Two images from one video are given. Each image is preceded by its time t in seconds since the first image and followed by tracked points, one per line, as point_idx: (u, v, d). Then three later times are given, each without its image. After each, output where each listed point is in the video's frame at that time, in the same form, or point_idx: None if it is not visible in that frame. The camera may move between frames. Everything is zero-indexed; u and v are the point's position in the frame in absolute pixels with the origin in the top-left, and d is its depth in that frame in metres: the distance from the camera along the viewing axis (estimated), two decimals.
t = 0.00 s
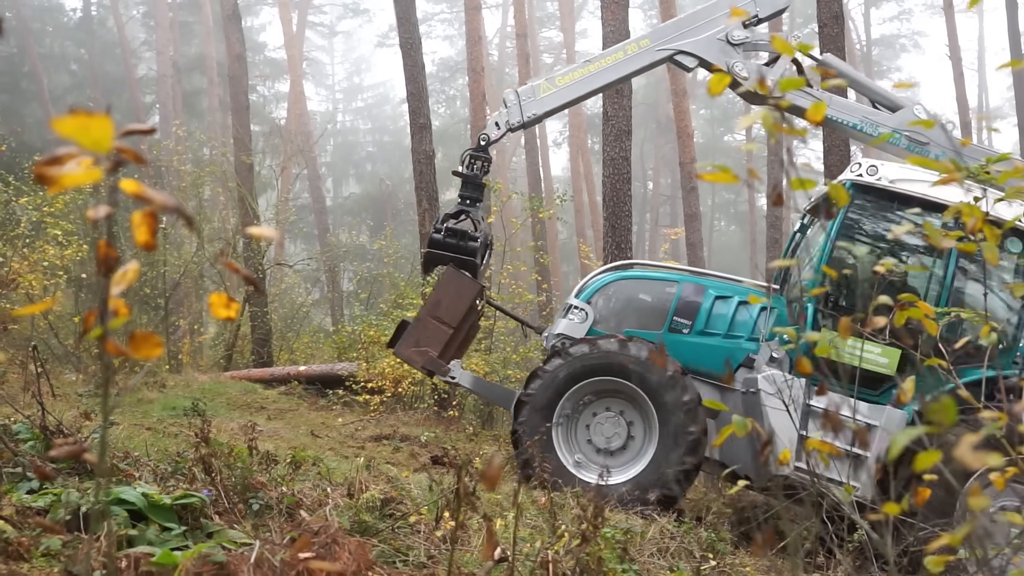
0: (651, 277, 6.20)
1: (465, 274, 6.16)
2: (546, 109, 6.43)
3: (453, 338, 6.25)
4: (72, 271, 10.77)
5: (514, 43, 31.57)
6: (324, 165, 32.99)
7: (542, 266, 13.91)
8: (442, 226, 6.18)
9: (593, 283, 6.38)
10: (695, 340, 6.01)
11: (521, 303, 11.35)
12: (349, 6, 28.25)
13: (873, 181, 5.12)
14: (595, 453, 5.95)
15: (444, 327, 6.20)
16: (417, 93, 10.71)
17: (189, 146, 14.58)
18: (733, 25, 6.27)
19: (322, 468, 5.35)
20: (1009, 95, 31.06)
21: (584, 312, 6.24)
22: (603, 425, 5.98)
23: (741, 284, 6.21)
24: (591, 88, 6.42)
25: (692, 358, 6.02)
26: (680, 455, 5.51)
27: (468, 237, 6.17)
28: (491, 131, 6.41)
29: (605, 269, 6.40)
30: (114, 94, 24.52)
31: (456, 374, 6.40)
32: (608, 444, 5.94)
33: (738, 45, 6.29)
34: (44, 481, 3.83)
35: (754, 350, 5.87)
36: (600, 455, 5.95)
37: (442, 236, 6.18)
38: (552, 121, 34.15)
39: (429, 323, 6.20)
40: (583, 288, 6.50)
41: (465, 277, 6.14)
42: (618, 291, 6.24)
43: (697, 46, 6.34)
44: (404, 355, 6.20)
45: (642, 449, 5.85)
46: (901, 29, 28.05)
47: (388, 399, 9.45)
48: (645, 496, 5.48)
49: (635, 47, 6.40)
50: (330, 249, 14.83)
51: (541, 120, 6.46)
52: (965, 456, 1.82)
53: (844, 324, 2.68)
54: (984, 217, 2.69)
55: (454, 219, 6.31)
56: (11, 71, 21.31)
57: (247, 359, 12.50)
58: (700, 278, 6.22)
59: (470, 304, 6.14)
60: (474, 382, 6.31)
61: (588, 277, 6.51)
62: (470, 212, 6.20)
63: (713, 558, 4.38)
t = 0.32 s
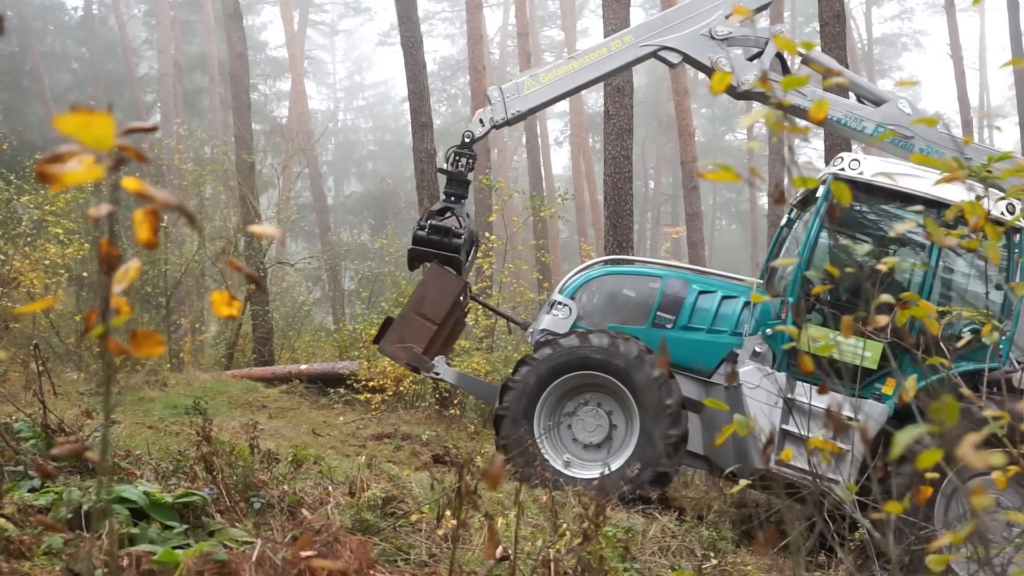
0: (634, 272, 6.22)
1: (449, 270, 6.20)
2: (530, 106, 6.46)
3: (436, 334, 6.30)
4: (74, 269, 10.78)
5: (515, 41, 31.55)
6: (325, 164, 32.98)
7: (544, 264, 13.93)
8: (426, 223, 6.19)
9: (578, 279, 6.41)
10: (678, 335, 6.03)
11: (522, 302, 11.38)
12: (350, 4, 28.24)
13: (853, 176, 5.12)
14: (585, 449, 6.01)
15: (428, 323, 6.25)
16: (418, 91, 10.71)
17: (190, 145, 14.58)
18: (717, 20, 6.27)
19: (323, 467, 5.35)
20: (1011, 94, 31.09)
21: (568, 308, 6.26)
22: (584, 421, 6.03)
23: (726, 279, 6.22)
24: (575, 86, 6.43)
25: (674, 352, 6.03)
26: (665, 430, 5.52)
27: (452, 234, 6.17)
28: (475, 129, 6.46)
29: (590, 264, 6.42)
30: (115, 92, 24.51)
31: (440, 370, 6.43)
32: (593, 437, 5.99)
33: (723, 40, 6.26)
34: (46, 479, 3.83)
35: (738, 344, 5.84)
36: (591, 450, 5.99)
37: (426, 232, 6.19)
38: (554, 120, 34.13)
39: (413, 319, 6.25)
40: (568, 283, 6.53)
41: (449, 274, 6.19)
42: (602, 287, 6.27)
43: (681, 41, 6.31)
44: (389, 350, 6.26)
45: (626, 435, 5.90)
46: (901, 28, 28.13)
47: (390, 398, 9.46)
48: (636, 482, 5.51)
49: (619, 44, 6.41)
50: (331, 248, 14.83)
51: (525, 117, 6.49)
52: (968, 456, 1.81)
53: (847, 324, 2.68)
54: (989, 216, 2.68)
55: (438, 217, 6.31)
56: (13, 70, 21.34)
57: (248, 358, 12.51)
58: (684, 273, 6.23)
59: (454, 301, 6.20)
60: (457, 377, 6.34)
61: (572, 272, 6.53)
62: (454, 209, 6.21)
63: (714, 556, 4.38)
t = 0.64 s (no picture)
0: (616, 267, 6.23)
1: (431, 267, 6.24)
2: (513, 102, 6.50)
3: (419, 330, 6.34)
4: (76, 268, 10.77)
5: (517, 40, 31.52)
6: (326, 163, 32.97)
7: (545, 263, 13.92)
8: (409, 220, 6.23)
9: (560, 275, 6.43)
10: (659, 330, 6.04)
11: (523, 300, 11.39)
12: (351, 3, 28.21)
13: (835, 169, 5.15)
14: (574, 443, 6.00)
15: (410, 319, 6.28)
16: (420, 90, 10.70)
17: (191, 143, 14.57)
18: (699, 15, 6.28)
19: (325, 466, 5.34)
20: (1012, 92, 31.07)
21: (550, 303, 6.30)
22: (563, 418, 6.06)
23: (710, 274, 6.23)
24: (558, 82, 6.47)
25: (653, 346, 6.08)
26: (642, 395, 5.59)
27: (434, 231, 6.22)
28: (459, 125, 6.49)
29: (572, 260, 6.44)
30: (116, 91, 24.49)
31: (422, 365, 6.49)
32: (575, 428, 6.00)
33: (705, 34, 6.28)
34: (47, 478, 3.84)
35: (718, 338, 5.84)
36: (579, 443, 5.99)
37: (409, 229, 6.24)
38: (555, 119, 34.11)
39: (396, 315, 6.28)
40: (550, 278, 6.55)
41: (432, 270, 6.23)
42: (583, 282, 6.29)
43: (664, 36, 6.35)
44: (371, 347, 6.29)
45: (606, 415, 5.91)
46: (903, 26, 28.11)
47: (391, 396, 9.45)
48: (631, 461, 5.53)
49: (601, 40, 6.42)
50: (333, 246, 14.81)
51: (508, 113, 6.54)
52: (971, 452, 1.80)
53: (849, 323, 2.68)
54: (990, 215, 2.68)
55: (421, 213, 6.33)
56: (15, 69, 21.38)
57: (249, 356, 12.51)
58: (666, 268, 6.23)
59: (436, 297, 6.22)
60: (439, 372, 6.41)
61: (555, 267, 6.55)
62: (437, 206, 6.25)
63: (716, 555, 4.38)
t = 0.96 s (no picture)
0: (594, 261, 6.29)
1: (411, 262, 6.29)
2: (493, 97, 6.56)
3: (399, 324, 6.39)
4: (77, 266, 10.77)
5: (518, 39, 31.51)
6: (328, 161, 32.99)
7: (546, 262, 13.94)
8: (389, 215, 6.28)
9: (539, 269, 6.51)
10: (637, 323, 6.07)
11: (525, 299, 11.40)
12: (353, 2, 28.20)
13: (813, 162, 5.12)
14: (558, 432, 6.07)
15: (391, 314, 6.34)
16: (421, 89, 10.71)
17: (193, 142, 14.58)
18: (678, 8, 6.31)
19: (327, 464, 5.34)
20: (1014, 91, 31.09)
21: (529, 297, 6.39)
22: (541, 413, 6.14)
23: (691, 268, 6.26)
24: (537, 76, 6.50)
25: (632, 339, 6.08)
26: (605, 362, 5.74)
27: (414, 226, 6.26)
28: (439, 120, 6.56)
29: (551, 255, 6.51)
30: (118, 89, 24.50)
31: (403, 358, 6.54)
32: (556, 417, 6.08)
33: (685, 27, 6.30)
34: (50, 476, 3.84)
35: (697, 331, 5.87)
36: (563, 430, 6.06)
37: (389, 225, 6.28)
38: (557, 118, 34.12)
39: (376, 310, 6.34)
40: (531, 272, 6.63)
41: (412, 265, 6.27)
42: (561, 277, 6.35)
43: (643, 29, 6.35)
44: (352, 341, 6.36)
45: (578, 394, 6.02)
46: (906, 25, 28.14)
47: (393, 395, 9.44)
48: (615, 426, 5.61)
49: (580, 34, 6.43)
50: (335, 245, 14.82)
51: (489, 108, 6.60)
52: (974, 450, 1.78)
53: (852, 323, 2.67)
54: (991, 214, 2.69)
55: (404, 208, 6.37)
56: (17, 68, 21.42)
57: (251, 355, 12.52)
58: (646, 261, 6.27)
59: (416, 291, 6.27)
60: (418, 365, 6.47)
61: (535, 262, 6.62)
62: (417, 201, 6.28)
63: (717, 554, 4.37)
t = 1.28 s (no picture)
0: (573, 257, 6.31)
1: (391, 260, 6.31)
2: (472, 95, 6.54)
3: (380, 322, 6.39)
4: (79, 265, 10.77)
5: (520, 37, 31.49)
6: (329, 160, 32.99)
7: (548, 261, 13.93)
8: (369, 214, 6.32)
9: (518, 265, 6.53)
10: (617, 318, 6.07)
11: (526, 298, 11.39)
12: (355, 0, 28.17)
13: (788, 154, 5.26)
14: (542, 422, 6.07)
15: (372, 312, 6.35)
16: (422, 88, 10.71)
17: (195, 141, 14.57)
18: (655, 4, 6.32)
19: (328, 464, 5.35)
20: (1017, 90, 31.08)
21: (509, 293, 6.41)
22: (523, 410, 6.14)
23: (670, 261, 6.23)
24: (516, 74, 6.52)
25: (612, 335, 6.09)
26: (574, 348, 5.82)
27: (394, 224, 6.29)
28: (418, 119, 6.56)
29: (530, 251, 6.54)
30: (119, 88, 24.49)
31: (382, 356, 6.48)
32: (535, 408, 6.10)
33: (662, 23, 6.31)
34: (51, 475, 3.83)
35: (676, 326, 5.87)
36: (546, 418, 6.06)
37: (369, 223, 6.32)
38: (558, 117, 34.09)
39: (357, 307, 6.34)
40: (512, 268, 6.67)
41: (392, 263, 6.30)
42: (540, 272, 6.38)
43: (620, 26, 6.37)
44: (333, 339, 6.36)
45: (551, 380, 6.05)
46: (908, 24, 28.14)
47: (394, 394, 9.45)
48: (592, 399, 5.66)
49: (559, 31, 6.45)
50: (337, 244, 14.84)
51: (468, 106, 6.58)
52: (978, 451, 1.78)
53: (856, 322, 2.69)
54: (995, 214, 2.69)
55: (384, 207, 6.41)
56: (17, 66, 21.39)
57: (253, 354, 12.54)
58: (625, 257, 6.27)
59: (397, 289, 6.29)
60: (399, 362, 6.45)
61: (514, 257, 6.65)
62: (398, 199, 6.32)
63: (720, 554, 4.36)
